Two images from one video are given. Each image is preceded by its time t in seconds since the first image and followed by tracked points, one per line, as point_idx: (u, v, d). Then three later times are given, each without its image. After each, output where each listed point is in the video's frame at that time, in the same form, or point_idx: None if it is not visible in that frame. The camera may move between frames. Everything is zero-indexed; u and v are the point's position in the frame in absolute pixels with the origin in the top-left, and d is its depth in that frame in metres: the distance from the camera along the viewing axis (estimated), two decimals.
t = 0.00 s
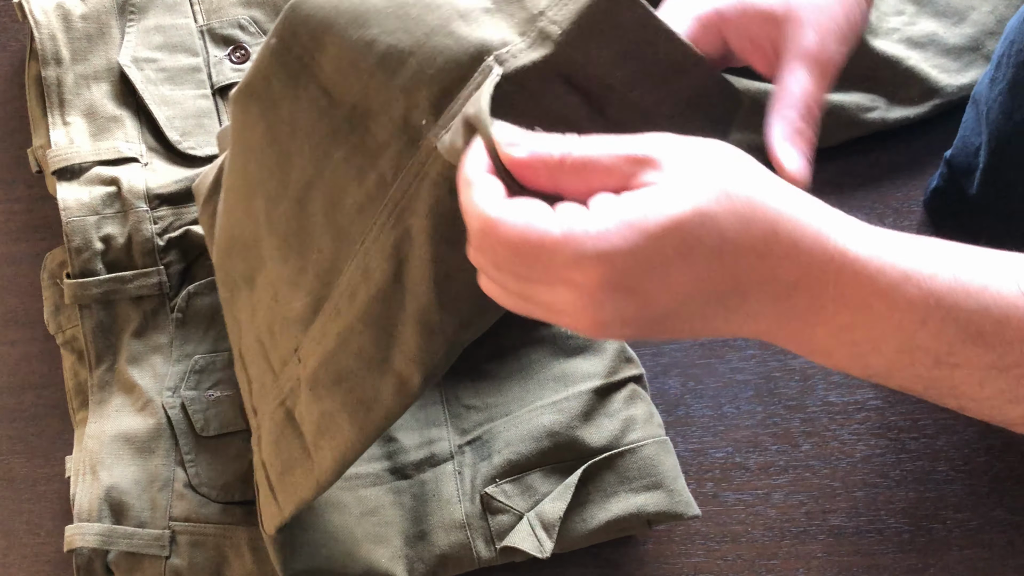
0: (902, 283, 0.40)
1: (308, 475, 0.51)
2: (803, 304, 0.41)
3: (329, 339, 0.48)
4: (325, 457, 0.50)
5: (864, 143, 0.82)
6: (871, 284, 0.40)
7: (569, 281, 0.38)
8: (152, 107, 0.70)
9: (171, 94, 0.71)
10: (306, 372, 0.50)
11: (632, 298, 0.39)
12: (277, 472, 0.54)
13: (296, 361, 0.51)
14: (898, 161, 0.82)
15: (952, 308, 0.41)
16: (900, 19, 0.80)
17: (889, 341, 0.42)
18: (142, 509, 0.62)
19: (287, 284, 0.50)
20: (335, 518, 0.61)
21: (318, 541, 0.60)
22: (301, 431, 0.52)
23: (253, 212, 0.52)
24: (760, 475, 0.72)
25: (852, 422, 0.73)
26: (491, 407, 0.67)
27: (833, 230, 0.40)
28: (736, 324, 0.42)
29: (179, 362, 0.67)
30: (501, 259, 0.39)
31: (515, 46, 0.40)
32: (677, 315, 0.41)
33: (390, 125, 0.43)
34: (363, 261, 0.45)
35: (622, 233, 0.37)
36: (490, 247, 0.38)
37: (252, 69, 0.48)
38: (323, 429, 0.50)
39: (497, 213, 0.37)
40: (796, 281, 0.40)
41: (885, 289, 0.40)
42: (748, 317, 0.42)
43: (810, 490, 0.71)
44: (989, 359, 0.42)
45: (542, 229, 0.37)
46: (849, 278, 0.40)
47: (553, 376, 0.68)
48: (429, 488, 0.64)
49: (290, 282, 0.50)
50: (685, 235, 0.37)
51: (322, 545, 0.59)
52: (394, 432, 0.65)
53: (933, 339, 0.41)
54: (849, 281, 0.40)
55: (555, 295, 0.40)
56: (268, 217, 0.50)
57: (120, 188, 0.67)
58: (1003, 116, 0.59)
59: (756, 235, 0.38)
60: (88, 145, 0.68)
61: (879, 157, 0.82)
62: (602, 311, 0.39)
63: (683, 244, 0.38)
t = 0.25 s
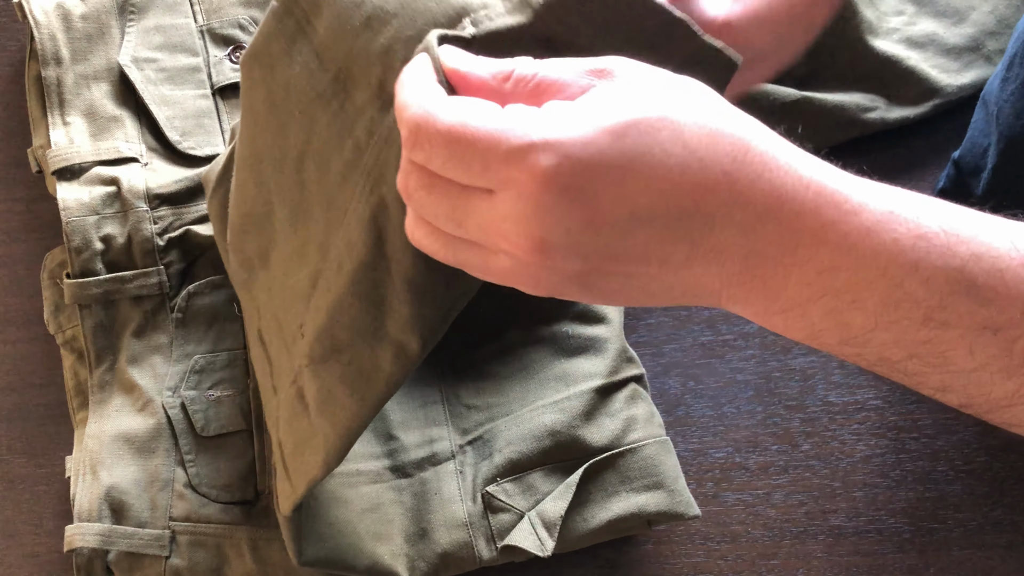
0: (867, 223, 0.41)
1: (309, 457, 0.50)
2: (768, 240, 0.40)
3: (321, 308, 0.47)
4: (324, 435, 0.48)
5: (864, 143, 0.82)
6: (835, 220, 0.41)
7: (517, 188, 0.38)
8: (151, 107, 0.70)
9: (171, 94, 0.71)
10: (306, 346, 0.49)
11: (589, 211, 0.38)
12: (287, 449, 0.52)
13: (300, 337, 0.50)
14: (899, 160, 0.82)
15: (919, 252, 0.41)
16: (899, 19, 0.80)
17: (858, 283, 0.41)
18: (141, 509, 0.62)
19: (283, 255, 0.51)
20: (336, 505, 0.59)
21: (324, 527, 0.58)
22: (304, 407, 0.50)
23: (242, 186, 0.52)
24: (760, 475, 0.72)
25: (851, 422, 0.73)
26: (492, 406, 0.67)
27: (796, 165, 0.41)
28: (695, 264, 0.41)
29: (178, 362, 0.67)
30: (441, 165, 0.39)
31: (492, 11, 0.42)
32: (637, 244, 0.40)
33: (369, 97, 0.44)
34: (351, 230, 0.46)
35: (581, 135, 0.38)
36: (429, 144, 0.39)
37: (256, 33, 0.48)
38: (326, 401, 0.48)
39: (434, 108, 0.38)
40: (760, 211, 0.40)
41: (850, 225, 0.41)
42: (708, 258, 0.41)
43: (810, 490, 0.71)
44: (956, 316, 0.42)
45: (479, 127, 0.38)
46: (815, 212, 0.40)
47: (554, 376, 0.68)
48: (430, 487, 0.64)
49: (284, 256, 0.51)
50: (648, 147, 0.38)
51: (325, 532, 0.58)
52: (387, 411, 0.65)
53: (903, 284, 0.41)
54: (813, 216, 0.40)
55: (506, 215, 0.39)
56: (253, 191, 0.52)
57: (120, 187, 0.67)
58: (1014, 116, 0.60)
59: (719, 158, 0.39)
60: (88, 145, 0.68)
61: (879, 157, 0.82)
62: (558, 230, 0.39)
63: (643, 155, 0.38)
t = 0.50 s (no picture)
0: (821, 214, 0.40)
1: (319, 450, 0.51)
2: (723, 232, 0.40)
3: (328, 300, 0.51)
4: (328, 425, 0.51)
5: (864, 143, 0.82)
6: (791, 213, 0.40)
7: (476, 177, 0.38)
8: (152, 107, 0.70)
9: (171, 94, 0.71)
10: (310, 333, 0.52)
11: (539, 199, 0.38)
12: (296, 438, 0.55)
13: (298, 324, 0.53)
14: (899, 160, 0.82)
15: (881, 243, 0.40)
16: (899, 20, 0.80)
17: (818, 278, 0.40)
18: (142, 509, 0.62)
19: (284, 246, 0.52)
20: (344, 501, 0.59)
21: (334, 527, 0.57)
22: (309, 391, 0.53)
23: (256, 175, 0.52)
24: (760, 475, 0.72)
25: (851, 422, 0.73)
26: (502, 402, 0.67)
27: (752, 159, 0.41)
28: (650, 257, 0.40)
29: (179, 362, 0.67)
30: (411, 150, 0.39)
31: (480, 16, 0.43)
32: (588, 234, 0.39)
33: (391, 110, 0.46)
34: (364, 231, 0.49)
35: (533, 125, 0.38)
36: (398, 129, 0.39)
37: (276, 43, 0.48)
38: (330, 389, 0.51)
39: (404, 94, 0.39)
40: (713, 202, 0.39)
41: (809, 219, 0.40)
42: (663, 249, 0.40)
43: (810, 490, 0.71)
44: (923, 309, 0.40)
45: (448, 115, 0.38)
46: (770, 205, 0.40)
47: (566, 375, 0.68)
48: (436, 480, 0.64)
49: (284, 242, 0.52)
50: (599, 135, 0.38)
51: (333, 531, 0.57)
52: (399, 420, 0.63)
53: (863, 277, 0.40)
54: (769, 208, 0.40)
55: (460, 201, 0.39)
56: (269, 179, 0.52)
57: (120, 188, 0.67)
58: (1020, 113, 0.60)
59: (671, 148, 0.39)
60: (88, 145, 0.68)
61: (879, 157, 0.82)
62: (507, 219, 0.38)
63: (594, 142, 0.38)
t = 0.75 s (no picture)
0: (808, 182, 0.40)
1: (292, 460, 0.50)
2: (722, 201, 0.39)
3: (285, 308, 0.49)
4: (298, 435, 0.49)
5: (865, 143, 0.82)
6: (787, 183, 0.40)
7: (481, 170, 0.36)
8: (152, 107, 0.70)
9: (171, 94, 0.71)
10: (275, 342, 0.50)
11: (547, 180, 0.36)
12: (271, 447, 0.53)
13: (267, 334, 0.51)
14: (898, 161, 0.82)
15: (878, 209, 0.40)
16: (899, 20, 0.80)
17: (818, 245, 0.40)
18: (142, 509, 0.62)
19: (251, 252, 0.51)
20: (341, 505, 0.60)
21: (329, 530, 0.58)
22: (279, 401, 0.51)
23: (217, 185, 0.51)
24: (760, 475, 0.72)
25: (851, 422, 0.73)
26: (499, 404, 0.67)
27: (740, 131, 0.41)
28: (654, 231, 0.39)
29: (179, 362, 0.67)
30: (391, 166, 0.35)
31: None
32: (595, 212, 0.38)
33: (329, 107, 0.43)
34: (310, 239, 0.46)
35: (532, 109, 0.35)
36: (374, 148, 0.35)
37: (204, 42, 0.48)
38: (295, 399, 0.49)
39: (371, 108, 0.35)
40: (712, 173, 0.39)
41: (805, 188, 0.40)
42: (666, 223, 0.39)
43: (810, 490, 0.71)
44: (918, 270, 0.40)
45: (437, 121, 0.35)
46: (765, 175, 0.40)
47: (563, 376, 0.68)
48: (434, 482, 0.64)
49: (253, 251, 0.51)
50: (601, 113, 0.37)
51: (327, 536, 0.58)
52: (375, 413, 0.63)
53: (863, 243, 0.40)
54: (765, 178, 0.40)
55: (461, 192, 0.37)
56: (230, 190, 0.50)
57: (120, 188, 0.67)
58: None
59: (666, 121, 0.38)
60: (88, 145, 0.68)
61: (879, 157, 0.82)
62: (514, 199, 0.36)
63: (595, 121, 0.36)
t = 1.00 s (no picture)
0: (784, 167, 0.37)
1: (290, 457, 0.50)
2: (691, 186, 0.37)
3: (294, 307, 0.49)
4: (298, 433, 0.49)
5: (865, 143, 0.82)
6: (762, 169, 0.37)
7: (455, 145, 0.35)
8: (152, 107, 0.70)
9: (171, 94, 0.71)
10: (280, 338, 0.51)
11: (511, 154, 0.35)
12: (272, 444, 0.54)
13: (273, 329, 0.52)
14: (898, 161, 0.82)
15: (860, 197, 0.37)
16: (899, 20, 0.80)
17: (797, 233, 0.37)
18: (142, 509, 0.62)
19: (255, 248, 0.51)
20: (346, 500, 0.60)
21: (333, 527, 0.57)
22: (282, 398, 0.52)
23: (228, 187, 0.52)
24: (760, 475, 0.72)
25: (851, 422, 0.73)
26: (499, 404, 0.67)
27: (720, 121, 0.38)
28: (622, 217, 0.37)
29: (179, 362, 0.67)
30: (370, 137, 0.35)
31: None
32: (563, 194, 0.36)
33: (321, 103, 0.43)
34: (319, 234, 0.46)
35: (509, 85, 0.35)
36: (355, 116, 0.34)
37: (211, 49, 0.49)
38: (300, 396, 0.49)
39: (354, 75, 0.34)
40: (682, 157, 0.37)
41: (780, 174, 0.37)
42: (636, 207, 0.37)
43: (810, 490, 0.71)
44: (896, 260, 0.37)
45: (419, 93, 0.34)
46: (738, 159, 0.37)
47: (564, 375, 0.68)
48: (435, 482, 0.64)
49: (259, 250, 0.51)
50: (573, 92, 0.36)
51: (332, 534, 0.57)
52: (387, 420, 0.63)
53: (842, 232, 0.37)
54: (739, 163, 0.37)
55: (435, 169, 0.35)
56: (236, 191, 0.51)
57: (120, 188, 0.67)
58: None
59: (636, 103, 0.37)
60: (88, 145, 0.68)
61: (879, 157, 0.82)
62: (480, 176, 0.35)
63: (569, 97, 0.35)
